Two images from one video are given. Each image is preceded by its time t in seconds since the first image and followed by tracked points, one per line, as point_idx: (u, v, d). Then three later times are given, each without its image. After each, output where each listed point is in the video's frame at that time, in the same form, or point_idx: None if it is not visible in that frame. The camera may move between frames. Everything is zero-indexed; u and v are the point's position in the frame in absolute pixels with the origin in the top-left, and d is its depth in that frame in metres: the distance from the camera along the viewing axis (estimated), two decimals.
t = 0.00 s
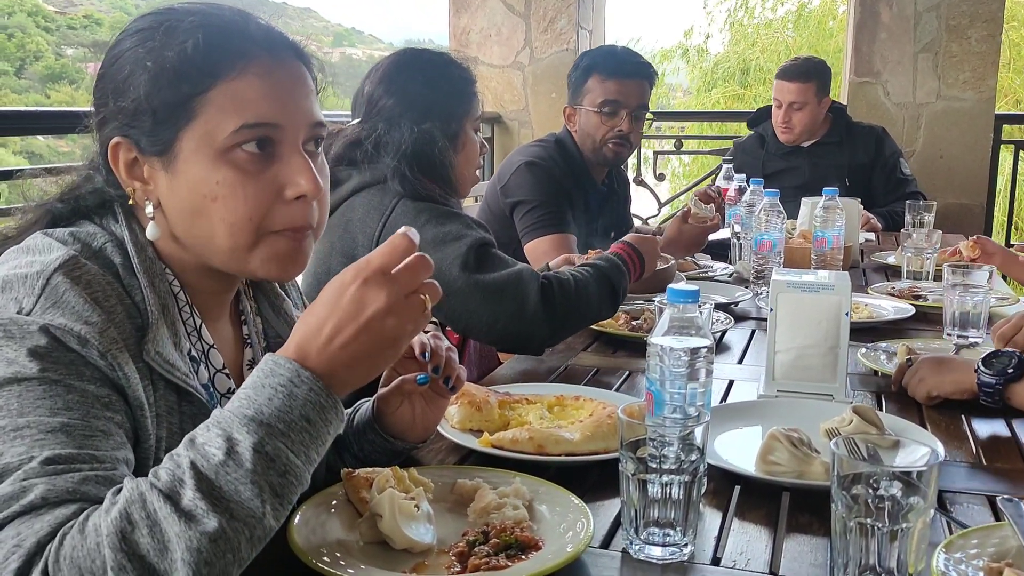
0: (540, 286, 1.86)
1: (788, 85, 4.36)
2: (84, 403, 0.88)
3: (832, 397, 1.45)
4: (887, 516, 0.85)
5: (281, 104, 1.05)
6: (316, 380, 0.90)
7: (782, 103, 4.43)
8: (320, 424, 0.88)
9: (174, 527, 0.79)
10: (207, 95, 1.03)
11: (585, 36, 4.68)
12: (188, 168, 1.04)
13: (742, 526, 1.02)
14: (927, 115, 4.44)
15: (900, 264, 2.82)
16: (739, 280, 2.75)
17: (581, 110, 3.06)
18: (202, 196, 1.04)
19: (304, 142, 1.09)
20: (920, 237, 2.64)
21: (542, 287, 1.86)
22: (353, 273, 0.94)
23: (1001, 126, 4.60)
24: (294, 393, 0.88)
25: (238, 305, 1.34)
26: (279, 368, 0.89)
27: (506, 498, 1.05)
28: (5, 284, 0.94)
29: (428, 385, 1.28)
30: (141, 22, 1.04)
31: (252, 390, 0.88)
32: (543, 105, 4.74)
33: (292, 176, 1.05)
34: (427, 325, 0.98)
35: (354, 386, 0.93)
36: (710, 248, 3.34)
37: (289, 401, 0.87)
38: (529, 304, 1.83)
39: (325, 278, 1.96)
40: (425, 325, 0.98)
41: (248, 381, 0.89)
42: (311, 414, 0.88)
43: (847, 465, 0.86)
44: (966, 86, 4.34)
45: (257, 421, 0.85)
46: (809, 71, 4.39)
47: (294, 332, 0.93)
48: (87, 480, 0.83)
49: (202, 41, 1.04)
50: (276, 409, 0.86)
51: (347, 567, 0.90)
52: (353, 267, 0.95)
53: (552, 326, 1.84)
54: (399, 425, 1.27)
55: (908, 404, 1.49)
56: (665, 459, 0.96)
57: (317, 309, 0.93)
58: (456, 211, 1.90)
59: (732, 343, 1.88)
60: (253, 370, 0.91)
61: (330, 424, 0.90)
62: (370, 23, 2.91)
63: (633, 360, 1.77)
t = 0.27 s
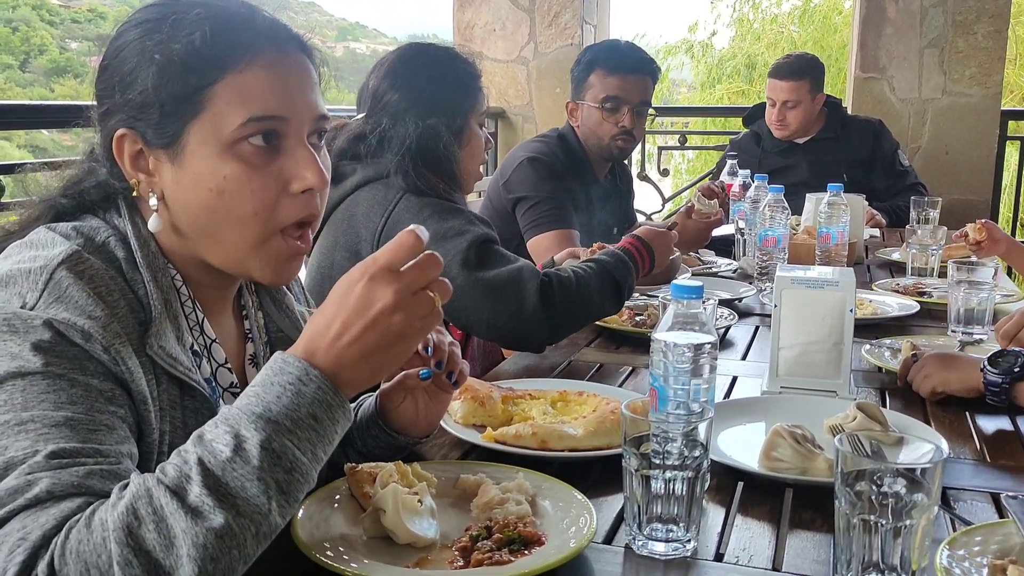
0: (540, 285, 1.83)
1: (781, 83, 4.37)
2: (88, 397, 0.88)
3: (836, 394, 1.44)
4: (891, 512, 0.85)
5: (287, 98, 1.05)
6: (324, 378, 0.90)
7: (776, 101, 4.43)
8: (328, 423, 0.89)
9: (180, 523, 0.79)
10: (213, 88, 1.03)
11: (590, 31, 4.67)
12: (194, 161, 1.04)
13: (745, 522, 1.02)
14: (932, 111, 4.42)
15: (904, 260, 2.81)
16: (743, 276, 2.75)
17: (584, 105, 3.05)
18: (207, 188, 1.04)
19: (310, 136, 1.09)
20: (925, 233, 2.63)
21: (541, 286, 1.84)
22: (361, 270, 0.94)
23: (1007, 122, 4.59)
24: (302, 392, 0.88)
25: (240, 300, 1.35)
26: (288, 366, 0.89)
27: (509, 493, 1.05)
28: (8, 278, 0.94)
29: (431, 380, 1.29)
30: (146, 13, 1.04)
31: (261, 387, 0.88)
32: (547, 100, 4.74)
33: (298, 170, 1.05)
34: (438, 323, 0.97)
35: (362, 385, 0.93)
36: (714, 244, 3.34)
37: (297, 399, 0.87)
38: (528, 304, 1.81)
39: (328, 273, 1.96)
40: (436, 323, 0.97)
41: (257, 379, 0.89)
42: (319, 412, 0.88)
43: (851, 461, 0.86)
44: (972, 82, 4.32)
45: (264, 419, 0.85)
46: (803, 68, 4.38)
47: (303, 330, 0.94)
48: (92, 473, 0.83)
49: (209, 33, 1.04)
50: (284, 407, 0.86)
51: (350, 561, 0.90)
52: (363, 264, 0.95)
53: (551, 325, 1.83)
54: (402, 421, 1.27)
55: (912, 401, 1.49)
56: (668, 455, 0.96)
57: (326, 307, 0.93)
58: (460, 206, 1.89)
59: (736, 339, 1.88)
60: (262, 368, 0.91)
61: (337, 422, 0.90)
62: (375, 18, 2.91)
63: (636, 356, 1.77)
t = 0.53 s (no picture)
0: (537, 282, 1.84)
1: (771, 84, 4.35)
2: (91, 391, 0.89)
3: (839, 389, 1.45)
4: (893, 507, 0.85)
5: (293, 93, 1.05)
6: (338, 380, 0.89)
7: (767, 102, 4.42)
8: (339, 426, 0.88)
9: (186, 521, 0.80)
10: (220, 82, 1.03)
11: (594, 26, 4.67)
12: (200, 153, 1.04)
13: (747, 517, 1.02)
14: (937, 106, 4.41)
15: (909, 256, 2.80)
16: (747, 271, 2.74)
17: (594, 104, 3.02)
18: (213, 180, 1.04)
19: (316, 131, 1.09)
20: (929, 229, 2.62)
21: (539, 282, 1.84)
22: (376, 272, 0.95)
23: (1012, 117, 4.58)
24: (315, 394, 0.88)
25: (242, 294, 1.35)
26: (302, 367, 0.89)
27: (512, 487, 1.05)
28: (11, 273, 0.94)
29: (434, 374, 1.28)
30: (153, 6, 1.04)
31: (273, 388, 0.88)
32: (551, 95, 4.73)
33: (304, 164, 1.06)
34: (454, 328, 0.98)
35: (376, 387, 0.92)
36: (717, 238, 3.34)
37: (309, 401, 0.87)
38: (525, 305, 1.83)
39: (331, 268, 1.96)
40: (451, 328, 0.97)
41: (270, 379, 0.89)
42: (331, 415, 0.88)
43: (853, 456, 0.86)
44: (977, 77, 4.30)
45: (275, 420, 0.85)
46: (794, 67, 4.36)
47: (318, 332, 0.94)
48: (96, 467, 0.84)
49: (218, 27, 1.04)
50: (295, 408, 0.86)
51: (353, 556, 0.90)
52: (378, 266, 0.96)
53: (548, 325, 1.84)
54: (405, 414, 1.27)
55: (915, 395, 1.49)
56: (671, 450, 0.96)
57: (340, 309, 0.94)
58: (462, 202, 1.89)
59: (739, 334, 1.88)
60: (277, 368, 0.91)
61: (349, 426, 0.90)
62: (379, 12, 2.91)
63: (639, 351, 1.77)
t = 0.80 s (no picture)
0: (539, 279, 1.84)
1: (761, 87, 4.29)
2: (91, 387, 0.89)
3: (844, 385, 1.45)
4: (898, 504, 0.85)
5: (295, 85, 1.05)
6: (342, 378, 0.89)
7: (759, 104, 4.36)
8: (344, 425, 0.88)
9: (186, 520, 0.80)
10: (222, 75, 1.03)
11: (598, 21, 4.66)
12: (203, 147, 1.04)
13: (751, 513, 1.02)
14: (942, 101, 4.40)
15: (914, 252, 2.79)
16: (751, 267, 2.74)
17: (609, 106, 2.99)
18: (215, 173, 1.04)
19: (318, 122, 1.09)
20: (934, 225, 2.62)
21: (540, 279, 1.84)
22: (382, 268, 0.95)
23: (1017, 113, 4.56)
24: (319, 393, 0.88)
25: (243, 289, 1.35)
26: (308, 365, 0.89)
27: (516, 483, 1.05)
28: (11, 270, 0.95)
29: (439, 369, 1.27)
30: None
31: (278, 386, 0.88)
32: (555, 90, 4.72)
33: (307, 156, 1.05)
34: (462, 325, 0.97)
35: (381, 385, 0.92)
36: (720, 234, 3.33)
37: (313, 400, 0.87)
38: (528, 305, 1.82)
39: (333, 265, 1.96)
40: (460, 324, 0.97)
41: (276, 376, 0.89)
42: (335, 414, 0.88)
43: (857, 453, 0.86)
44: (982, 72, 4.29)
45: (278, 419, 0.85)
46: (784, 67, 4.29)
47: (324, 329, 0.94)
48: (98, 463, 0.84)
49: (218, 20, 1.04)
50: (299, 407, 0.86)
51: (357, 551, 0.90)
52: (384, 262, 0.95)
53: (552, 322, 1.83)
54: (409, 410, 1.27)
55: (920, 390, 1.49)
56: (675, 446, 0.96)
57: (346, 306, 0.94)
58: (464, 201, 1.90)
59: (744, 330, 1.88)
60: (283, 365, 0.91)
61: (355, 425, 0.89)
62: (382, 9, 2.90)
63: (643, 347, 1.77)
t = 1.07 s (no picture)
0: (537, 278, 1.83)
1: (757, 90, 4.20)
2: (81, 382, 0.89)
3: (848, 381, 1.44)
4: (902, 500, 0.85)
5: (279, 69, 1.07)
6: (346, 376, 0.89)
7: (754, 107, 4.29)
8: (348, 423, 0.88)
9: (186, 518, 0.80)
10: (206, 59, 1.03)
11: (601, 18, 4.65)
12: (190, 130, 1.04)
13: (755, 509, 1.02)
14: (947, 97, 4.39)
15: (918, 248, 2.79)
16: (755, 263, 2.74)
17: (605, 101, 2.98)
18: (204, 157, 1.05)
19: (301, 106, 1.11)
20: (938, 221, 2.61)
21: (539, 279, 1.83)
22: (389, 264, 0.95)
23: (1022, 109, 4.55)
24: (322, 390, 0.87)
25: (231, 277, 1.35)
26: (311, 362, 0.89)
27: (520, 480, 1.05)
28: None
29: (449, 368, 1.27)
30: None
31: (280, 384, 0.87)
32: (559, 87, 4.72)
33: (293, 139, 1.07)
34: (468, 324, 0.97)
35: (385, 381, 0.91)
36: (724, 231, 3.33)
37: (316, 397, 0.87)
38: (527, 308, 1.80)
39: (336, 262, 1.96)
40: (465, 324, 0.97)
41: (278, 374, 0.89)
42: (338, 411, 0.87)
43: (862, 449, 0.86)
44: (987, 68, 4.28)
45: (280, 417, 0.85)
46: (778, 68, 4.23)
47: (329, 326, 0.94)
48: (92, 459, 0.84)
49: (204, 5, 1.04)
50: (301, 405, 0.86)
51: (360, 548, 0.90)
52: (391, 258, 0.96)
53: (551, 321, 1.80)
54: (413, 408, 1.27)
55: (925, 386, 1.49)
56: (679, 442, 0.96)
57: (352, 303, 0.94)
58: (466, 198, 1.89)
59: (748, 326, 1.88)
60: (287, 362, 0.91)
61: (358, 423, 0.89)
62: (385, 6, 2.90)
63: (647, 344, 1.77)
